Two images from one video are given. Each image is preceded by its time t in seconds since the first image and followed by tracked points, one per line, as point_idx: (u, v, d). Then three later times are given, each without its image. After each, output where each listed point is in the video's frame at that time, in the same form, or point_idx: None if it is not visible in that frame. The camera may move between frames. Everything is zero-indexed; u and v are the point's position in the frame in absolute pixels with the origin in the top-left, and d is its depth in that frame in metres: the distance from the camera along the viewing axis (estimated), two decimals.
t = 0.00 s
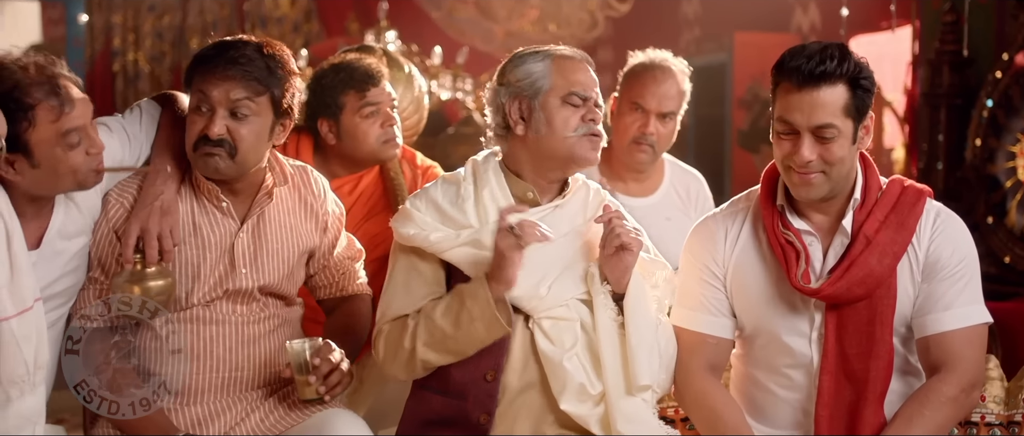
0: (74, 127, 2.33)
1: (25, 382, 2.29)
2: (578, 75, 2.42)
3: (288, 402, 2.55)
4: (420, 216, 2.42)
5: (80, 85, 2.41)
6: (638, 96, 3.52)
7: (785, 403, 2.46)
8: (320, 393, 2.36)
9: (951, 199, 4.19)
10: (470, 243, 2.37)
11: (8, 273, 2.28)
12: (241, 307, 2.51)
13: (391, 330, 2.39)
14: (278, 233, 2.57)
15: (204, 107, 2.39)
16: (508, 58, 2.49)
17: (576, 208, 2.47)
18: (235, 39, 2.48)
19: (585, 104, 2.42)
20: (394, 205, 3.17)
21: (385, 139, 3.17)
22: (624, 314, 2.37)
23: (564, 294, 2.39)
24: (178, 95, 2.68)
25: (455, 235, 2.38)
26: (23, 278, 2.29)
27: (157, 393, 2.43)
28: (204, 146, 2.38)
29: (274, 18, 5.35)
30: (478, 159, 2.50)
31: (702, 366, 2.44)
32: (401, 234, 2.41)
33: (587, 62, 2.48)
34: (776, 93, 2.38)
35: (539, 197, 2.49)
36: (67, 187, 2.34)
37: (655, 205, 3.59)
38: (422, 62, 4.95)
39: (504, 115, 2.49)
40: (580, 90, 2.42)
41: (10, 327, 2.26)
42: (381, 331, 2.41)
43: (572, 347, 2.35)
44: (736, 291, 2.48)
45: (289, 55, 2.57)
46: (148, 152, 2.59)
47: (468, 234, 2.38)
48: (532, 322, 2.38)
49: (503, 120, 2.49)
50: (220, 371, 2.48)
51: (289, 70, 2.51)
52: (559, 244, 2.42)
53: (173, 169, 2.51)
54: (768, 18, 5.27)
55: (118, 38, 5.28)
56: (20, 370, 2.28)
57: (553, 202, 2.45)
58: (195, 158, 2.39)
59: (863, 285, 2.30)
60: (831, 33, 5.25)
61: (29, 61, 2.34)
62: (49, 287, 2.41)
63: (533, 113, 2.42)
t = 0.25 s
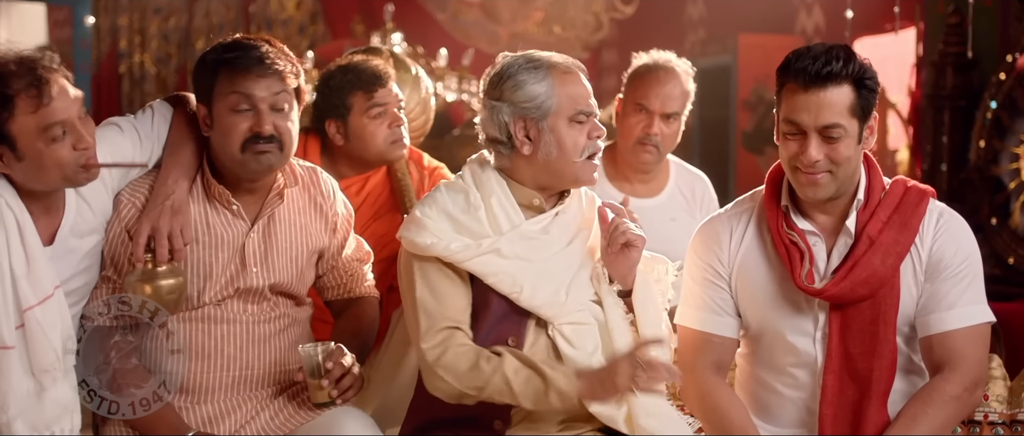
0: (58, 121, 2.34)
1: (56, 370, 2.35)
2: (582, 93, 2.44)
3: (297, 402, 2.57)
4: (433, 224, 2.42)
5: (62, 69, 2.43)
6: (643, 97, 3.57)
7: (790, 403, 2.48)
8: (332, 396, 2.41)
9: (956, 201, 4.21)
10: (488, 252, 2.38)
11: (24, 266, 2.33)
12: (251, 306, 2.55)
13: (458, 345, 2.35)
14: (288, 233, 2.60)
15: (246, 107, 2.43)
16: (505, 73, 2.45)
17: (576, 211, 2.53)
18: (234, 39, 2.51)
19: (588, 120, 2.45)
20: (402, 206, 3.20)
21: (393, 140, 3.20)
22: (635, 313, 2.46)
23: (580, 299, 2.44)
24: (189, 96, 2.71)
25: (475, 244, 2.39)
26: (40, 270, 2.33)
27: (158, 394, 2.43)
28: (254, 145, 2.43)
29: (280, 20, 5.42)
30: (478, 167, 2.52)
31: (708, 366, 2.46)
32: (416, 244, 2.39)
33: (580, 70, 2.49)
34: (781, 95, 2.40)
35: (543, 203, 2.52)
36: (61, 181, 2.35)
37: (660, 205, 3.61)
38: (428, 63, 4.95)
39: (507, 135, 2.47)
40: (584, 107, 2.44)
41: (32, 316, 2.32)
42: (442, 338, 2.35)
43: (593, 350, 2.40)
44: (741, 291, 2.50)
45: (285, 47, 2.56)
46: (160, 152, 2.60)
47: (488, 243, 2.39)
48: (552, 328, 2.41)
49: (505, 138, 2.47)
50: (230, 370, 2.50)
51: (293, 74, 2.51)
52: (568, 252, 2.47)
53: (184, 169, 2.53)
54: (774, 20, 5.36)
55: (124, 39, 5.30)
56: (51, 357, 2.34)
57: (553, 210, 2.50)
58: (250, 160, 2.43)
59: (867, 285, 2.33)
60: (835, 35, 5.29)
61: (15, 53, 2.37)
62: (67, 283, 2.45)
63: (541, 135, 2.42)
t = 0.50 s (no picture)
0: (100, 167, 2.37)
1: (45, 378, 2.38)
2: (581, 101, 2.45)
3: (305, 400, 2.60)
4: (448, 226, 2.40)
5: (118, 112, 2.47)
6: (647, 98, 3.60)
7: (794, 401, 2.50)
8: (341, 396, 2.47)
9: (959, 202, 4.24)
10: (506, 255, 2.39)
11: (27, 273, 2.37)
12: (259, 305, 2.58)
13: (501, 350, 2.34)
14: (296, 233, 2.63)
15: (276, 114, 2.49)
16: (504, 82, 2.45)
17: (575, 210, 2.57)
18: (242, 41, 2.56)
19: (586, 128, 2.47)
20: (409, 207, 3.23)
21: (400, 141, 3.22)
22: (636, 311, 2.53)
23: (588, 300, 2.48)
24: (197, 98, 2.74)
25: (493, 247, 2.39)
26: (42, 278, 2.37)
27: (157, 393, 2.42)
28: (286, 152, 2.49)
29: (286, 22, 5.44)
30: (480, 173, 2.53)
31: (713, 364, 2.49)
32: (432, 246, 2.37)
33: (577, 76, 2.50)
34: (785, 96, 2.42)
35: (546, 204, 2.54)
36: (69, 208, 2.38)
37: (665, 206, 3.63)
38: (434, 65, 4.98)
39: (507, 143, 2.48)
40: (583, 114, 2.46)
41: (29, 324, 2.36)
42: (487, 338, 2.34)
43: (602, 351, 2.45)
44: (746, 290, 2.53)
45: (294, 50, 2.61)
46: (167, 155, 2.63)
47: (504, 246, 2.40)
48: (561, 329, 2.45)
49: (506, 147, 2.49)
50: (238, 369, 2.53)
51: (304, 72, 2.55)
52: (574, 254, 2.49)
53: (192, 170, 2.56)
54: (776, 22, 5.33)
55: (130, 41, 5.29)
56: (42, 367, 2.37)
57: (555, 212, 2.52)
58: (284, 166, 2.49)
59: (871, 284, 2.35)
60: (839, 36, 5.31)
61: (80, 81, 2.44)
62: (70, 288, 2.48)
63: (542, 144, 2.44)
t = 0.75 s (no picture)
0: (106, 144, 2.39)
1: (61, 375, 2.42)
2: (585, 104, 2.47)
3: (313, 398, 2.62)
4: (451, 230, 2.43)
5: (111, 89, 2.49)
6: (651, 99, 3.62)
7: (798, 399, 2.52)
8: (349, 394, 2.48)
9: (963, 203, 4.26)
10: (508, 257, 2.41)
11: (42, 269, 2.40)
12: (268, 304, 2.60)
13: (488, 350, 2.34)
14: (303, 232, 2.66)
15: (287, 119, 2.51)
16: (507, 87, 2.47)
17: (581, 211, 2.59)
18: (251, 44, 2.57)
19: (591, 130, 2.49)
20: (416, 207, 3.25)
21: (408, 141, 3.25)
22: (641, 310, 2.56)
23: (593, 300, 2.49)
24: (206, 99, 2.78)
25: (495, 249, 2.42)
26: (57, 274, 2.40)
27: (157, 393, 2.43)
28: (297, 157, 2.52)
29: (290, 24, 5.51)
30: (485, 175, 2.55)
31: (718, 363, 2.51)
32: (435, 249, 2.40)
33: (581, 78, 2.51)
34: (789, 96, 2.44)
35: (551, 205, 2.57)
36: (92, 195, 2.40)
37: (670, 206, 3.65)
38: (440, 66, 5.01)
39: (513, 147, 2.50)
40: (587, 117, 2.47)
41: (45, 320, 2.40)
42: (472, 344, 2.35)
43: (607, 350, 2.46)
44: (750, 289, 2.55)
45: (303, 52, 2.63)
46: (177, 155, 2.65)
47: (508, 248, 2.42)
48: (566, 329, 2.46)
49: (511, 151, 2.50)
50: (246, 367, 2.55)
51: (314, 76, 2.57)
52: (577, 256, 2.51)
53: (201, 170, 2.58)
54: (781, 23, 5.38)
55: (136, 43, 5.35)
56: (59, 361, 2.41)
57: (559, 213, 2.54)
58: (296, 170, 2.52)
59: (875, 283, 2.37)
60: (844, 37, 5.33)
61: (72, 68, 2.45)
62: (83, 285, 2.51)
63: (547, 148, 2.46)
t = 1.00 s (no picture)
0: (118, 155, 2.42)
1: (71, 373, 2.45)
2: (587, 106, 2.48)
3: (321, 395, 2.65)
4: (453, 232, 2.45)
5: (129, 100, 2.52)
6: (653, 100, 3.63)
7: (801, 396, 2.54)
8: (356, 392, 2.50)
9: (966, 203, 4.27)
10: (509, 258, 2.44)
11: (51, 270, 2.42)
12: (276, 302, 2.62)
13: (450, 342, 2.35)
14: (311, 231, 2.68)
15: (295, 123, 2.53)
16: (509, 91, 2.49)
17: (589, 211, 2.59)
18: (258, 47, 2.60)
19: (594, 130, 2.50)
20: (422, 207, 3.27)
21: (414, 141, 3.27)
22: (650, 315, 2.52)
23: (598, 300, 2.51)
24: (213, 99, 2.81)
25: (497, 251, 2.45)
26: (66, 275, 2.42)
27: (156, 393, 2.45)
28: (306, 162, 2.54)
29: (294, 24, 5.53)
30: (490, 177, 2.57)
31: (722, 361, 2.53)
32: (437, 253, 2.43)
33: (583, 78, 2.52)
34: (792, 96, 2.46)
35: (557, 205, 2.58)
36: (100, 204, 2.43)
37: (674, 206, 3.67)
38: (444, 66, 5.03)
39: (517, 151, 2.52)
40: (589, 117, 2.48)
41: (54, 319, 2.41)
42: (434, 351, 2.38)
43: (613, 349, 2.47)
44: (753, 287, 2.56)
45: (311, 56, 2.65)
46: (185, 156, 2.68)
47: (510, 249, 2.45)
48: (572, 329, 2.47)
49: (515, 155, 2.53)
50: (255, 365, 2.58)
51: (321, 78, 2.59)
52: (582, 255, 2.53)
53: (209, 170, 2.61)
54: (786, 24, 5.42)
55: (141, 43, 5.38)
56: (65, 361, 2.44)
57: (566, 211, 2.56)
58: (304, 176, 2.54)
59: (877, 280, 2.38)
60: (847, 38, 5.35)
61: (91, 76, 2.47)
62: (91, 284, 2.53)
63: (551, 151, 2.47)
